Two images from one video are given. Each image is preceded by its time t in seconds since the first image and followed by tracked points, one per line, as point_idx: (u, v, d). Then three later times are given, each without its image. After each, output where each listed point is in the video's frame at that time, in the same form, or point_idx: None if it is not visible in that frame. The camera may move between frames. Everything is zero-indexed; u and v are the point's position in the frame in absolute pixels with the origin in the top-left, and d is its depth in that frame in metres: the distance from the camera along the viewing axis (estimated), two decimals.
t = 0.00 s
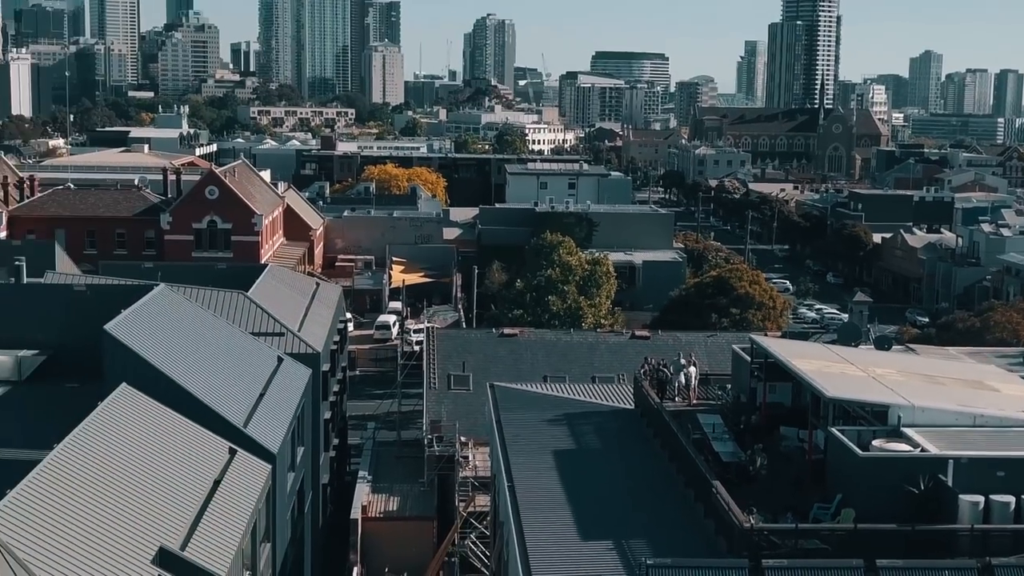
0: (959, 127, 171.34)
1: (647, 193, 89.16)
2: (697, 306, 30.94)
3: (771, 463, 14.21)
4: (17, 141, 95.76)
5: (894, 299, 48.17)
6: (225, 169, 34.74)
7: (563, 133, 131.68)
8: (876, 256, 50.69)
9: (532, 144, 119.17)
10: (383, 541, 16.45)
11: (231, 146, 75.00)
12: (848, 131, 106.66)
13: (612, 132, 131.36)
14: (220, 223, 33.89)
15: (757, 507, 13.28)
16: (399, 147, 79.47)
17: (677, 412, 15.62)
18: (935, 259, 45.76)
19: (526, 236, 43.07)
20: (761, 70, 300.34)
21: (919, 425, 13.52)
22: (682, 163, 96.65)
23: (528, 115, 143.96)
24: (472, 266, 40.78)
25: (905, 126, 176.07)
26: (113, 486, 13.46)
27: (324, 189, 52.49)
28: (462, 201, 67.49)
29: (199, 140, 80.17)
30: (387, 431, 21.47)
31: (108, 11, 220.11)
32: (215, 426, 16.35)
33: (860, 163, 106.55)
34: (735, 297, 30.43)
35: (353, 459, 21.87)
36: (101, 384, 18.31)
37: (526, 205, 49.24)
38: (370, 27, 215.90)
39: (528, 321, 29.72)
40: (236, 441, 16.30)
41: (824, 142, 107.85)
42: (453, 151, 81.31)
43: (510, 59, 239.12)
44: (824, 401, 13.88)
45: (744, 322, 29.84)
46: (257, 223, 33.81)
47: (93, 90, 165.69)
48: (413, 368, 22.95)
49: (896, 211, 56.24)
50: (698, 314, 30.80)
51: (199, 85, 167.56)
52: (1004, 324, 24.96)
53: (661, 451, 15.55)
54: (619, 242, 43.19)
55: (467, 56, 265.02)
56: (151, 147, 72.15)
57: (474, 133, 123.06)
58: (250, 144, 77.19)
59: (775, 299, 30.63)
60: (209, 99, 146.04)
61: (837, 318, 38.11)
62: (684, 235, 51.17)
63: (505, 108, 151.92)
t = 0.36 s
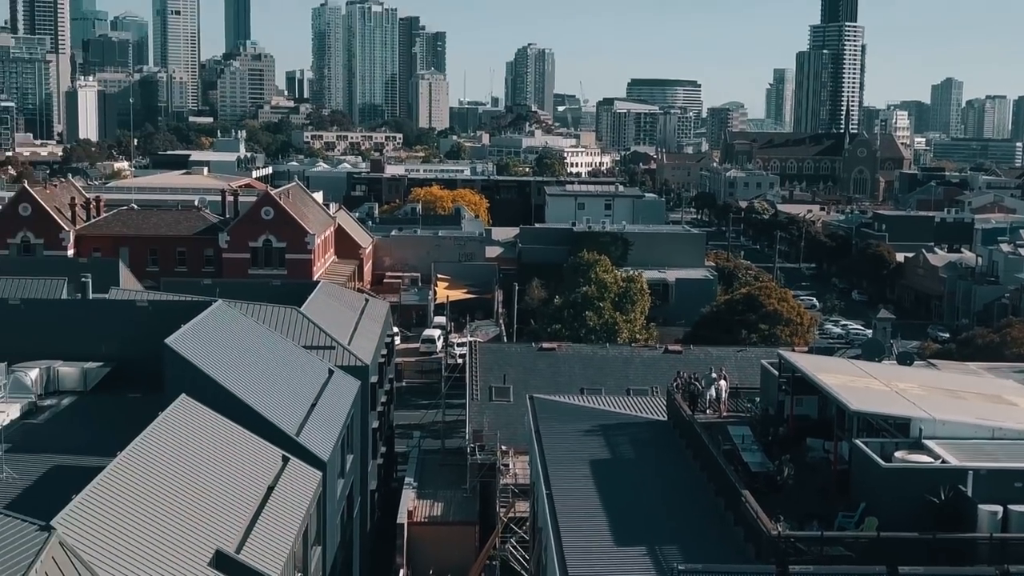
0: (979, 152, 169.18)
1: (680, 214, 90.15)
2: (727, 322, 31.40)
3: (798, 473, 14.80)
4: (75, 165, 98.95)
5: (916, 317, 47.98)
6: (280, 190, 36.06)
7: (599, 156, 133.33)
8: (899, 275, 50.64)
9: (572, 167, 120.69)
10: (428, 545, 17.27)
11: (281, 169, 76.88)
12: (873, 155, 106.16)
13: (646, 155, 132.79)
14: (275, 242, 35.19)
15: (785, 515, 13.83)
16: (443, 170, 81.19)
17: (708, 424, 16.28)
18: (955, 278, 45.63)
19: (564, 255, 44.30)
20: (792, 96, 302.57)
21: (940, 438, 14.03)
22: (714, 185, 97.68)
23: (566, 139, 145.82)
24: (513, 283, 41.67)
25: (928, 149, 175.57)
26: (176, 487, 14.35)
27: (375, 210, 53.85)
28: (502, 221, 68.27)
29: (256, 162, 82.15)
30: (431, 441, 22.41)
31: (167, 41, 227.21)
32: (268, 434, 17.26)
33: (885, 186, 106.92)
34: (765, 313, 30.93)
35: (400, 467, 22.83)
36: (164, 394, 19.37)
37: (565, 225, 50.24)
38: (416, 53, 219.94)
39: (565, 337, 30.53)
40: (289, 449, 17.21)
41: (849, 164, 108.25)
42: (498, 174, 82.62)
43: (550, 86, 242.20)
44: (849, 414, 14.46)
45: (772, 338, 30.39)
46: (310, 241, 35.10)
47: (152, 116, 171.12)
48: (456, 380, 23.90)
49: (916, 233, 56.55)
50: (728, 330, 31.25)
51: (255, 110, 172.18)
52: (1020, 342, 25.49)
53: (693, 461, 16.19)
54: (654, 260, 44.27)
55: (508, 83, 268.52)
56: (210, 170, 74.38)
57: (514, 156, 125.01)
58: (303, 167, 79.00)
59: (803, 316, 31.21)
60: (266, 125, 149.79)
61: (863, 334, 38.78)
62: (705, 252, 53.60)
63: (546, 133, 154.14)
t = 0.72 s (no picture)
0: (999, 172, 166.70)
1: (710, 232, 90.39)
2: (757, 336, 31.77)
3: (824, 483, 15.22)
4: (129, 184, 101.61)
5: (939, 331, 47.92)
6: (327, 209, 37.12)
7: (633, 176, 134.32)
8: (923, 292, 50.53)
9: (606, 187, 121.37)
10: (466, 550, 17.90)
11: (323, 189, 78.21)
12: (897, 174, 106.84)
13: (678, 175, 133.23)
14: (322, 259, 36.24)
15: (812, 524, 14.24)
16: (483, 190, 82.51)
17: (738, 436, 16.78)
18: (977, 295, 45.48)
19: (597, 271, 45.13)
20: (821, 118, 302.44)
21: (963, 450, 14.42)
22: (744, 204, 98.16)
23: (600, 159, 147.09)
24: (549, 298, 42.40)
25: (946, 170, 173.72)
26: (228, 491, 15.08)
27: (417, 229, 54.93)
28: (538, 239, 69.15)
29: (304, 182, 83.74)
30: (470, 450, 23.14)
31: (218, 64, 232.44)
32: (315, 444, 18.05)
33: (908, 206, 105.97)
34: (793, 328, 31.26)
35: (440, 475, 23.57)
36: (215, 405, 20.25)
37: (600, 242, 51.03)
38: (458, 77, 222.83)
39: (599, 350, 31.10)
40: (334, 457, 17.97)
41: (874, 184, 107.72)
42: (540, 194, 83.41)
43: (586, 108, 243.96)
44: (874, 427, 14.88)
45: (800, 352, 30.74)
46: (355, 259, 36.15)
47: (206, 138, 174.91)
48: (494, 392, 24.60)
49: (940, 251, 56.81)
50: (757, 344, 31.63)
51: (304, 132, 175.45)
52: None
53: (723, 472, 16.67)
54: (685, 277, 44.85)
55: (545, 106, 270.57)
56: (260, 189, 76.12)
57: (550, 176, 126.35)
58: (349, 187, 80.64)
59: (829, 331, 31.48)
60: (313, 146, 152.49)
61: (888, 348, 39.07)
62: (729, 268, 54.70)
63: (581, 153, 155.32)
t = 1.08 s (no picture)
0: None
1: (743, 247, 90.44)
2: (787, 351, 31.99)
3: (854, 495, 15.56)
4: (181, 202, 103.93)
5: (968, 345, 47.67)
6: (372, 225, 38.02)
7: (668, 194, 134.53)
8: (951, 308, 50.31)
9: (641, 205, 121.84)
10: (506, 555, 18.44)
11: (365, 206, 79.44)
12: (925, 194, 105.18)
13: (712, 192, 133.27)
14: (366, 274, 37.13)
15: (842, 535, 14.55)
16: (521, 207, 83.31)
17: (770, 447, 17.18)
18: (1004, 309, 45.22)
19: (631, 285, 45.60)
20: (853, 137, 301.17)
21: (991, 462, 14.73)
22: (776, 221, 98.02)
23: (635, 177, 147.47)
24: (586, 312, 42.89)
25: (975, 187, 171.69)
26: (276, 496, 15.74)
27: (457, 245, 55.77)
28: (574, 254, 69.75)
29: (350, 200, 85.01)
30: (509, 459, 23.76)
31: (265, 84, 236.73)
32: (358, 452, 18.73)
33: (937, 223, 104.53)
34: (823, 342, 31.44)
35: (480, 483, 24.16)
36: (263, 415, 21.00)
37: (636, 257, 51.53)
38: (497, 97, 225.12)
39: (634, 364, 31.46)
40: (377, 467, 18.65)
41: (903, 202, 106.36)
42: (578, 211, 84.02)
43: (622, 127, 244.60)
44: (902, 440, 15.21)
45: (831, 366, 30.85)
46: (398, 274, 36.99)
47: (254, 157, 178.08)
48: (531, 403, 25.19)
49: (969, 267, 56.65)
50: (788, 358, 31.84)
51: (349, 151, 178.04)
52: None
53: (754, 484, 17.05)
54: (718, 292, 45.10)
55: (581, 125, 272.15)
56: (308, 207, 77.54)
57: (585, 194, 126.98)
58: (392, 204, 81.78)
59: (858, 346, 31.60)
60: (358, 165, 154.71)
61: (918, 362, 39.09)
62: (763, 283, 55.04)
63: (618, 172, 156.11)
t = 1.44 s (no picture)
0: None
1: (774, 262, 90.20)
2: (817, 364, 32.09)
3: (883, 506, 15.80)
4: (227, 217, 105.71)
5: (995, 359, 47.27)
6: (412, 241, 38.73)
7: (700, 210, 134.32)
8: (979, 322, 49.87)
9: (674, 220, 121.79)
10: (542, 562, 18.87)
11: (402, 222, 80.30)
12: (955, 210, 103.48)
13: (745, 208, 132.95)
14: (407, 287, 37.83)
15: (871, 545, 14.80)
16: (556, 222, 83.83)
17: (801, 459, 17.47)
18: None
19: (665, 298, 45.89)
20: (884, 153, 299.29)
21: (1018, 475, 14.89)
22: (806, 237, 97.60)
23: (668, 194, 147.51)
24: (620, 325, 43.21)
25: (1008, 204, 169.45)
26: (320, 503, 16.30)
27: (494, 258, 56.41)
28: (608, 268, 70.00)
29: (391, 215, 86.12)
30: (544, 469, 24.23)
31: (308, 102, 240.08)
32: (400, 462, 19.34)
33: (965, 239, 103.21)
34: (853, 356, 31.50)
35: (516, 492, 24.63)
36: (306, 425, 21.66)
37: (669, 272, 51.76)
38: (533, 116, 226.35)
39: (667, 376, 31.72)
40: (416, 476, 19.20)
41: (931, 218, 104.93)
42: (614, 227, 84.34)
43: (656, 143, 244.50)
44: (931, 452, 15.42)
45: (861, 379, 30.88)
46: (438, 287, 37.64)
47: (299, 174, 180.41)
48: (566, 414, 25.66)
49: (998, 281, 56.12)
50: (818, 371, 31.94)
51: (391, 168, 179.89)
52: None
53: (785, 493, 17.33)
54: (750, 306, 45.22)
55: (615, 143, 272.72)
56: (351, 223, 78.57)
57: (619, 210, 127.29)
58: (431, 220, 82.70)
59: (888, 360, 31.64)
60: (398, 182, 156.39)
61: (946, 376, 39.00)
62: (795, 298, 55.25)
63: (651, 188, 156.32)
